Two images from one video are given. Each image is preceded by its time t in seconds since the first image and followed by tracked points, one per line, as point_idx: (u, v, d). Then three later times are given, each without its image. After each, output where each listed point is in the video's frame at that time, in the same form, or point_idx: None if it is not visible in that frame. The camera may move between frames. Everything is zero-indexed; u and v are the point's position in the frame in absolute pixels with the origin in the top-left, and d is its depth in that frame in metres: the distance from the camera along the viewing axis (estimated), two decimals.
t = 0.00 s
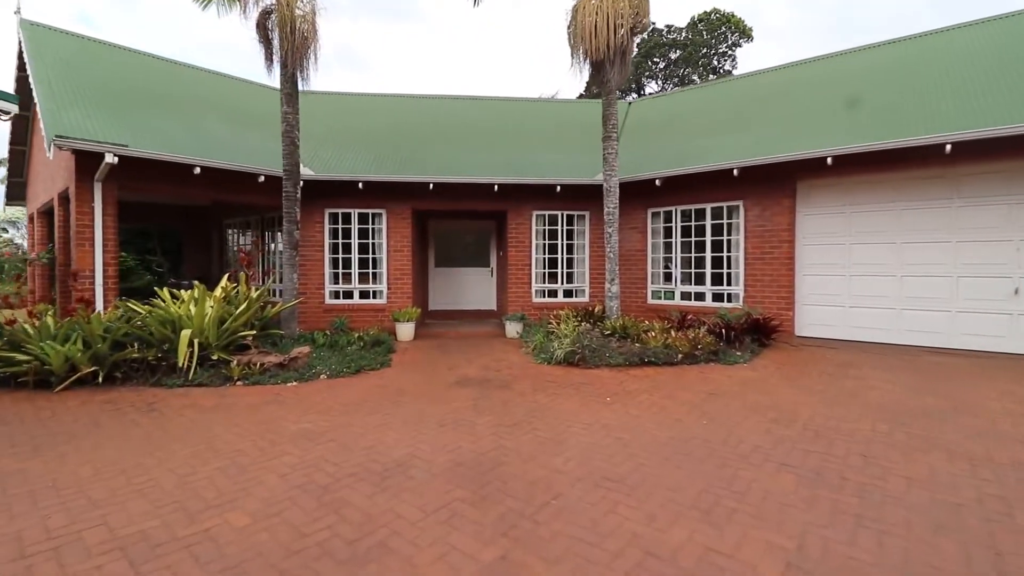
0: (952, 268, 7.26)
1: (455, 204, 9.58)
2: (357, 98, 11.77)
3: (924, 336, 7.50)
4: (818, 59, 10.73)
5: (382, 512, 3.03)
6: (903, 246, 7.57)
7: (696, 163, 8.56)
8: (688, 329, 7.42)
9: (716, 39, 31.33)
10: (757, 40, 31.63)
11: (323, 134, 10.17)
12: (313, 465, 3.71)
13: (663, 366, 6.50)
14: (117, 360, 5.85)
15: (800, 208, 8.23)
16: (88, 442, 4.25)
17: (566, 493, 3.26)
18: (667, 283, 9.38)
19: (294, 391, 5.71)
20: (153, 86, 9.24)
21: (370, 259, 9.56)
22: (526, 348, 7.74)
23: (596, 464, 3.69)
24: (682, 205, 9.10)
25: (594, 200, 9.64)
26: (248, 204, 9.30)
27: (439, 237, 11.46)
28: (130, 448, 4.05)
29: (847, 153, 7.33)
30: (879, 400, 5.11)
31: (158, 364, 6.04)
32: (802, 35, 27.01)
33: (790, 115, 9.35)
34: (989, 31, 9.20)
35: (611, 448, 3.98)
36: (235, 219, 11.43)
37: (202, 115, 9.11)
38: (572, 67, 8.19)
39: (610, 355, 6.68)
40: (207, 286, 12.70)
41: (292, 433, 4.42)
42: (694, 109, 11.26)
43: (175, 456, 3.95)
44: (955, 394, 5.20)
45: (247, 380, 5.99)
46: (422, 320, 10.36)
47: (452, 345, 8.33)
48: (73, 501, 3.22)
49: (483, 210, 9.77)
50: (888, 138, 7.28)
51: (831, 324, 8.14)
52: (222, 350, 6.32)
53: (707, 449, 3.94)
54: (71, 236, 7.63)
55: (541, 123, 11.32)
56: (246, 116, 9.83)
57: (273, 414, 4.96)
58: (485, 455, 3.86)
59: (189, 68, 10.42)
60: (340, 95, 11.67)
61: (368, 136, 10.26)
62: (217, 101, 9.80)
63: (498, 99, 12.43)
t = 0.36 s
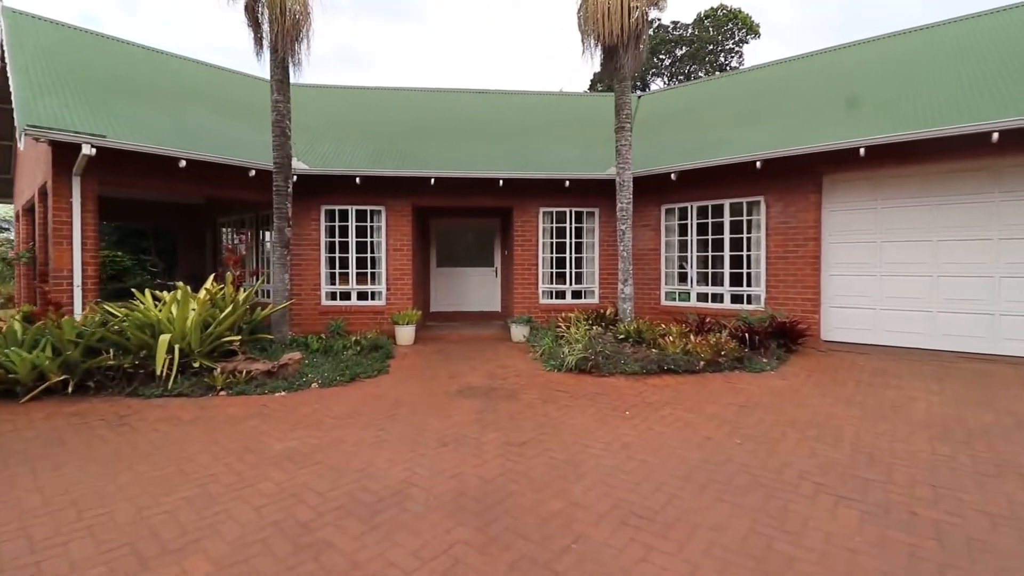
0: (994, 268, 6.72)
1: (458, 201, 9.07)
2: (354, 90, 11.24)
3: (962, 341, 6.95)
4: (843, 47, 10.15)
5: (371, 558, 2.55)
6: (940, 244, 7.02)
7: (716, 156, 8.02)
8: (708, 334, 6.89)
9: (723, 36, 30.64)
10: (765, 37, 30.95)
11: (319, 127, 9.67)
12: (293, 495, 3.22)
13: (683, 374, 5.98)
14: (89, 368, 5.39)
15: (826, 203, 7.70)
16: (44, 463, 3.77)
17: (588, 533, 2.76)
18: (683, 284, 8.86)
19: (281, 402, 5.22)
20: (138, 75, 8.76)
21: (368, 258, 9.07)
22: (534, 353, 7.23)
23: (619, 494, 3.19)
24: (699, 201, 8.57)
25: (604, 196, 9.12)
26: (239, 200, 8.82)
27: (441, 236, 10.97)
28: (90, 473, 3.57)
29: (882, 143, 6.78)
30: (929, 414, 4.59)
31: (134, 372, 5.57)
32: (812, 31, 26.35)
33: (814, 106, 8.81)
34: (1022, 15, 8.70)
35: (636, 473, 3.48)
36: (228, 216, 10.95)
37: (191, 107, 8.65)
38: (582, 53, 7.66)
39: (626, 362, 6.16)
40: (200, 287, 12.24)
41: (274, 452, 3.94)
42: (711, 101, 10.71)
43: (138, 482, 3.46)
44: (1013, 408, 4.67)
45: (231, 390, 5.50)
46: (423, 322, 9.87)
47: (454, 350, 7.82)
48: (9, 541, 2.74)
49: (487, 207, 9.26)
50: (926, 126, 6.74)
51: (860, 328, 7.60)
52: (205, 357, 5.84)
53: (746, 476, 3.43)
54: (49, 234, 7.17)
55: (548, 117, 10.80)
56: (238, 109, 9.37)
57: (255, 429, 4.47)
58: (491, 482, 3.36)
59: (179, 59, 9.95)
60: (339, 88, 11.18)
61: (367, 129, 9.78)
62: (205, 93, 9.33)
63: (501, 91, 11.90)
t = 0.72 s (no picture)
0: None
1: (460, 198, 8.58)
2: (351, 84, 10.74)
3: (1004, 348, 6.43)
4: (869, 36, 9.65)
5: None
6: (979, 243, 6.51)
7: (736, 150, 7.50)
8: (729, 340, 6.38)
9: (729, 33, 30.01)
10: (772, 34, 30.31)
11: (313, 121, 9.18)
12: (264, 538, 2.74)
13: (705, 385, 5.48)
14: (57, 379, 4.94)
15: (855, 200, 7.18)
16: None
17: None
18: (698, 285, 8.35)
19: (265, 417, 4.74)
20: (120, 66, 8.31)
21: (365, 258, 8.59)
22: (541, 360, 6.73)
23: (649, 538, 2.70)
24: (716, 198, 8.06)
25: (614, 193, 8.63)
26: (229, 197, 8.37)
27: (443, 235, 10.50)
28: (34, 507, 3.09)
29: (920, 134, 6.26)
30: (989, 435, 4.08)
31: (106, 383, 5.10)
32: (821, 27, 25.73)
33: (840, 99, 8.35)
34: None
35: (666, 509, 2.99)
36: (220, 215, 10.50)
37: (179, 102, 8.23)
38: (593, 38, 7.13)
39: (643, 371, 5.65)
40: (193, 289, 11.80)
41: (251, 480, 3.46)
42: (728, 94, 10.21)
43: (88, 518, 2.99)
44: None
45: (211, 403, 5.02)
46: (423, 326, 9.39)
47: (456, 356, 7.34)
48: None
49: (491, 204, 8.78)
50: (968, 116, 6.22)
51: (891, 334, 7.07)
52: (184, 366, 5.37)
53: (796, 515, 2.93)
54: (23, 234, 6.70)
55: (554, 110, 10.29)
56: (230, 104, 8.95)
57: (232, 450, 4.00)
58: (497, 521, 2.88)
59: (169, 52, 9.52)
60: (336, 82, 10.70)
61: (366, 124, 9.31)
62: (191, 86, 8.87)
63: (504, 85, 11.38)
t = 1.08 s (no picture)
0: None
1: (462, 195, 8.11)
2: (348, 77, 10.28)
3: None
4: (895, 23, 9.12)
5: None
6: None
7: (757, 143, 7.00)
8: (752, 348, 5.89)
9: (736, 29, 29.36)
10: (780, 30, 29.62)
11: (308, 115, 8.73)
12: None
13: (729, 398, 4.99)
14: (20, 391, 4.52)
15: (887, 196, 6.67)
16: None
17: None
18: (714, 288, 7.86)
19: (244, 435, 4.29)
20: (102, 56, 7.86)
21: (362, 259, 8.14)
22: (548, 368, 6.26)
23: None
24: (734, 195, 7.58)
25: (625, 190, 8.16)
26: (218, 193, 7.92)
27: (444, 234, 10.04)
28: None
29: (963, 123, 5.75)
30: None
31: (75, 396, 4.68)
32: (831, 23, 25.07)
33: (866, 88, 7.82)
34: None
35: (704, 558, 2.53)
36: (212, 213, 10.07)
37: (164, 94, 7.79)
38: (605, 23, 6.64)
39: (661, 383, 5.17)
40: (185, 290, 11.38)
41: (220, 515, 3.02)
42: (743, 86, 9.68)
43: (24, 565, 2.56)
44: None
45: (187, 418, 4.58)
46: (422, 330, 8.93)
47: (457, 363, 6.88)
48: None
49: (494, 202, 8.31)
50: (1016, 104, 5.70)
51: (926, 341, 6.57)
52: (160, 376, 4.93)
53: (858, 565, 2.46)
54: None
55: (561, 103, 9.78)
56: (219, 97, 8.50)
57: (203, 476, 3.55)
58: (503, 574, 2.42)
59: (156, 43, 9.07)
60: (332, 75, 10.21)
61: (362, 118, 8.83)
62: (178, 78, 8.43)
63: (508, 78, 10.88)
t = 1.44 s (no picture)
0: None
1: (465, 192, 7.67)
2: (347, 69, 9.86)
3: None
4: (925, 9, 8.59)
5: None
6: None
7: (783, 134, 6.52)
8: (780, 356, 5.42)
9: (743, 26, 28.73)
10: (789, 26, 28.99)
11: (305, 108, 8.32)
12: None
13: (758, 412, 4.54)
14: None
15: (923, 190, 6.19)
16: None
17: None
18: (733, 289, 7.40)
19: (225, 452, 3.88)
20: (87, 47, 7.48)
21: (360, 258, 7.73)
22: (558, 375, 5.81)
23: None
24: (755, 190, 7.11)
25: (638, 185, 7.71)
26: (208, 189, 7.51)
27: (446, 232, 9.62)
28: None
29: (1013, 109, 5.26)
30: None
31: (42, 408, 4.27)
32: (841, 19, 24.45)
33: (897, 75, 7.31)
34: None
35: None
36: (206, 211, 9.68)
37: (151, 87, 7.40)
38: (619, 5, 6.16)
39: (683, 394, 4.70)
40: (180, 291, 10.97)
41: (185, 554, 2.60)
42: (762, 76, 9.17)
43: None
44: None
45: (162, 433, 4.15)
46: (424, 333, 8.51)
47: (460, 370, 6.45)
48: None
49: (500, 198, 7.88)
50: None
51: (966, 347, 6.08)
52: (136, 386, 4.51)
53: None
54: None
55: (569, 95, 9.30)
56: (210, 90, 8.10)
57: (171, 504, 3.13)
58: None
59: (145, 35, 8.68)
60: (329, 67, 9.77)
61: (361, 111, 8.40)
62: (167, 71, 8.04)
63: (514, 71, 10.44)
